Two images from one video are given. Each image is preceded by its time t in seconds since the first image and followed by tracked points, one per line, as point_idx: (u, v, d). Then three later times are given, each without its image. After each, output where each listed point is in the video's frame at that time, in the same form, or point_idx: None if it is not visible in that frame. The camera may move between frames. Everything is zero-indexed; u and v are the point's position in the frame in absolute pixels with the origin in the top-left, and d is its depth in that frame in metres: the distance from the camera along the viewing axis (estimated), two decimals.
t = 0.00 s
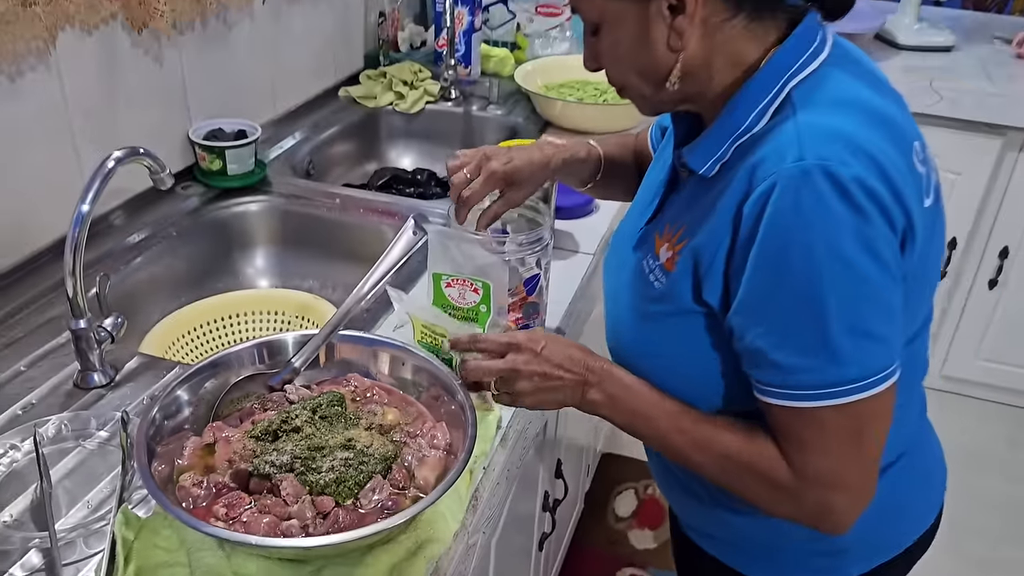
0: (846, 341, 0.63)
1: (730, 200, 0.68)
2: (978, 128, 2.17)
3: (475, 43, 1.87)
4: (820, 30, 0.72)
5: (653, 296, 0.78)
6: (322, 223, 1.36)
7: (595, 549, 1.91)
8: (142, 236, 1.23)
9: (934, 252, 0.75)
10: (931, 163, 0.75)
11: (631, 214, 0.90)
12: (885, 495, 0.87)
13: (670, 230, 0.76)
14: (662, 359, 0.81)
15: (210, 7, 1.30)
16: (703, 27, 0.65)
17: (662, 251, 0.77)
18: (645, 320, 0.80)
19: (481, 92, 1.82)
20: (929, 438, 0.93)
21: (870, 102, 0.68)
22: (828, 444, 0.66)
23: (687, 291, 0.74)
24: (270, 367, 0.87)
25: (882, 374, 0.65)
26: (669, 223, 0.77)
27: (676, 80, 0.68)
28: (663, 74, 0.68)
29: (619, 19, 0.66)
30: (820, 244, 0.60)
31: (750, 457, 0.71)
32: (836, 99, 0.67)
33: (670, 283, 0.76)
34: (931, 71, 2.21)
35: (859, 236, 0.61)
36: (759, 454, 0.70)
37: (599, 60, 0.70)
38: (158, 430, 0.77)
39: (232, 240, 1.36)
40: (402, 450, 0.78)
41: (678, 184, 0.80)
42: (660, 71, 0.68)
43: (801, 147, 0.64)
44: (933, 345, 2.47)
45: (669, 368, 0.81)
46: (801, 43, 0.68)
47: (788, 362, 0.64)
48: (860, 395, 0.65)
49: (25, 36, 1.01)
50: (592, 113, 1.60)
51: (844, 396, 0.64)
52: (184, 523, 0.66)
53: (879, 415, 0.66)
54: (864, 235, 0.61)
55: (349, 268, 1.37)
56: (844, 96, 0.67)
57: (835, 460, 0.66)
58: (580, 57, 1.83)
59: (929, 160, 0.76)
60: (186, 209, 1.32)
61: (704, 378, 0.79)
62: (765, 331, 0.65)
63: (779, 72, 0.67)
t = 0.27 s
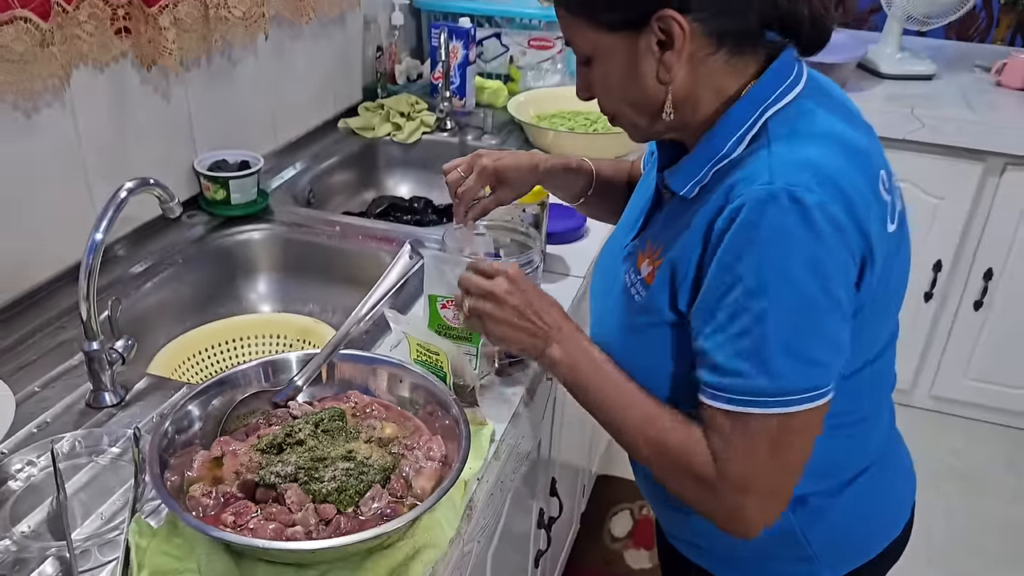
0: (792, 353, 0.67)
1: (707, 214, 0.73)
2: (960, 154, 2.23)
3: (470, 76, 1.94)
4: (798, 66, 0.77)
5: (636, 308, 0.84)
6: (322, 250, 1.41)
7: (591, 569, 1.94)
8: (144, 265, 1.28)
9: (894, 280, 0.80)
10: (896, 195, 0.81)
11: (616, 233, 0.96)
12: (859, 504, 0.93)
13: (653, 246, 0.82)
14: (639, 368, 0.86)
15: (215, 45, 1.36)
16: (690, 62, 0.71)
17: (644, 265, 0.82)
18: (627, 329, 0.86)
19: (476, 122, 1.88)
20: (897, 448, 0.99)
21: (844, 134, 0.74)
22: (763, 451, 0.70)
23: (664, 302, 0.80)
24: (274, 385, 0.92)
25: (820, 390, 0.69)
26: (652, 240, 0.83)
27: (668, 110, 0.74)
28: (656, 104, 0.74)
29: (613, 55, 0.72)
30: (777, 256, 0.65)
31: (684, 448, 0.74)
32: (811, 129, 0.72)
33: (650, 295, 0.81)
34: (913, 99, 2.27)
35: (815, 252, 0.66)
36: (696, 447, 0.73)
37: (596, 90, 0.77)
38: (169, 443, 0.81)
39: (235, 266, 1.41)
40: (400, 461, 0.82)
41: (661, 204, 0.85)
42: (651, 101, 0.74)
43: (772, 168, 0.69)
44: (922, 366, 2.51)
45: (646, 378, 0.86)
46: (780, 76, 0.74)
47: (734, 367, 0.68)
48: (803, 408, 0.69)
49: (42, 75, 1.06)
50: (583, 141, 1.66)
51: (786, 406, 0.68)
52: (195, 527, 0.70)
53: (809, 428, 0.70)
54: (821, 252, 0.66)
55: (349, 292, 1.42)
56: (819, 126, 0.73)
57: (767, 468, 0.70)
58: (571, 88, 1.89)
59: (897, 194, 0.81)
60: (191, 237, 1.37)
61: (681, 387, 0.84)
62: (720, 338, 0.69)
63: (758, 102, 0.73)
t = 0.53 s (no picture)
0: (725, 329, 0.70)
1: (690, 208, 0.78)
2: (943, 170, 2.28)
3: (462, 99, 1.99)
4: (792, 85, 0.82)
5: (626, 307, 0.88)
6: (320, 267, 1.44)
7: None
8: (143, 284, 1.31)
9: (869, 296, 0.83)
10: (877, 213, 0.84)
11: (612, 238, 1.00)
12: (843, 506, 0.96)
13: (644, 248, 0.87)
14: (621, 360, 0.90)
15: (215, 69, 1.40)
16: (689, 77, 0.76)
17: (635, 266, 0.87)
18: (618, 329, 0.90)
19: (470, 143, 1.92)
20: (877, 456, 1.02)
21: (830, 149, 0.77)
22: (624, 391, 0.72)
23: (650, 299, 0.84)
24: (275, 394, 0.95)
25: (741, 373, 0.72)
26: (643, 243, 0.88)
27: (671, 123, 0.79)
28: (659, 115, 0.79)
29: (616, 70, 0.76)
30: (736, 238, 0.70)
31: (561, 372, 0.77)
32: (797, 139, 0.76)
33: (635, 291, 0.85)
34: (896, 116, 2.32)
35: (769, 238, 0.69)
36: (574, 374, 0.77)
37: (599, 103, 0.81)
38: (175, 449, 0.84)
39: (235, 284, 1.45)
40: (398, 464, 0.85)
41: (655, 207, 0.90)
42: (652, 111, 0.79)
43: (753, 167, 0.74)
44: (912, 379, 2.55)
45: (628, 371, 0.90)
46: (772, 90, 0.79)
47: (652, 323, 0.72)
48: (722, 386, 0.72)
49: (48, 100, 1.08)
50: (573, 160, 1.70)
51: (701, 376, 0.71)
52: (200, 526, 0.73)
53: (688, 402, 0.73)
54: (785, 245, 0.70)
55: (346, 308, 1.45)
56: (807, 139, 0.77)
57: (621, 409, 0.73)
58: (561, 110, 1.94)
59: (879, 215, 0.84)
60: (191, 256, 1.40)
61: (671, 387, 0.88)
62: (654, 303, 0.72)
63: (748, 112, 0.77)
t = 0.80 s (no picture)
0: (678, 299, 0.76)
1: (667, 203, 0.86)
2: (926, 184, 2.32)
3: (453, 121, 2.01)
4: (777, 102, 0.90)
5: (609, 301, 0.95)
6: (314, 287, 1.47)
7: None
8: (140, 306, 1.33)
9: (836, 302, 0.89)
10: (848, 221, 0.91)
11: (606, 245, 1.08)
12: (824, 509, 1.01)
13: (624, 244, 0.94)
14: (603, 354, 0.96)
15: (211, 95, 1.43)
16: (677, 87, 0.84)
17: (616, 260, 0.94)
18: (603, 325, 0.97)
19: (461, 164, 1.96)
20: (858, 466, 1.07)
21: (805, 158, 0.85)
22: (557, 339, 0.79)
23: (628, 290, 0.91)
24: (271, 410, 0.97)
25: (689, 347, 0.78)
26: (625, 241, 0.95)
27: (659, 129, 0.87)
28: (648, 123, 0.87)
29: (610, 79, 0.84)
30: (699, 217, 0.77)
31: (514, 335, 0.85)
32: (773, 145, 0.84)
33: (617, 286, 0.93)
34: (881, 133, 2.36)
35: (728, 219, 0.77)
36: (521, 335, 0.85)
37: (594, 110, 0.89)
38: (173, 464, 0.86)
39: (231, 306, 1.47)
40: (391, 476, 0.87)
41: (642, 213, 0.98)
42: (643, 118, 0.87)
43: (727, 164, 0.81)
44: (903, 392, 2.57)
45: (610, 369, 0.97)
46: (754, 101, 0.87)
47: (610, 281, 0.78)
48: (673, 355, 0.78)
49: (48, 127, 1.11)
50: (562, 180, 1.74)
51: (651, 340, 0.77)
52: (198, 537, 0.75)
53: (632, 365, 0.78)
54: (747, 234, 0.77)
55: (340, 328, 1.48)
56: (783, 147, 0.84)
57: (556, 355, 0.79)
58: (549, 131, 1.97)
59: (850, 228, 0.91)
60: (187, 278, 1.43)
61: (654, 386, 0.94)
62: (616, 269, 0.79)
63: (728, 120, 0.85)
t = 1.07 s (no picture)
0: (652, 296, 0.78)
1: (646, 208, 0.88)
2: (907, 195, 2.35)
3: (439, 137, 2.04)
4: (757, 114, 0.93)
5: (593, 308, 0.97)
6: (301, 304, 1.48)
7: None
8: (127, 325, 1.34)
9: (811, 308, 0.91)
10: (825, 229, 0.92)
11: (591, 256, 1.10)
12: (801, 516, 1.02)
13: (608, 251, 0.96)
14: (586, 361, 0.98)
15: (196, 115, 1.45)
16: (662, 95, 0.87)
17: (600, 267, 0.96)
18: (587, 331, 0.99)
19: (446, 180, 1.98)
20: (836, 475, 1.08)
21: (782, 166, 0.87)
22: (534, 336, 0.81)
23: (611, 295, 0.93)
24: (256, 426, 0.98)
25: (662, 345, 0.79)
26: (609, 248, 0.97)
27: (645, 135, 0.90)
28: (634, 129, 0.90)
29: (597, 86, 0.87)
30: (673, 217, 0.79)
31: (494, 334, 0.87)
32: (751, 152, 0.87)
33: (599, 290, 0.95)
34: (862, 145, 2.39)
35: (702, 219, 0.79)
36: (501, 335, 0.87)
37: (583, 117, 0.92)
38: (158, 481, 0.87)
39: (217, 323, 1.48)
40: (375, 489, 0.88)
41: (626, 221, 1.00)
42: (629, 125, 0.89)
43: (704, 168, 0.84)
44: (889, 401, 2.59)
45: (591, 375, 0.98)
46: (734, 111, 0.89)
47: (586, 277, 0.80)
48: (646, 353, 0.80)
49: (34, 148, 1.12)
50: (546, 195, 1.76)
51: (625, 336, 0.79)
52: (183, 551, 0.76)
53: (605, 362, 0.80)
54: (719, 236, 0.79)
55: (327, 344, 1.49)
56: (761, 154, 0.87)
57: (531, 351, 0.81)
58: (533, 147, 2.00)
59: (827, 237, 0.93)
60: (174, 296, 1.44)
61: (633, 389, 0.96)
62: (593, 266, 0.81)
63: (708, 128, 0.88)
